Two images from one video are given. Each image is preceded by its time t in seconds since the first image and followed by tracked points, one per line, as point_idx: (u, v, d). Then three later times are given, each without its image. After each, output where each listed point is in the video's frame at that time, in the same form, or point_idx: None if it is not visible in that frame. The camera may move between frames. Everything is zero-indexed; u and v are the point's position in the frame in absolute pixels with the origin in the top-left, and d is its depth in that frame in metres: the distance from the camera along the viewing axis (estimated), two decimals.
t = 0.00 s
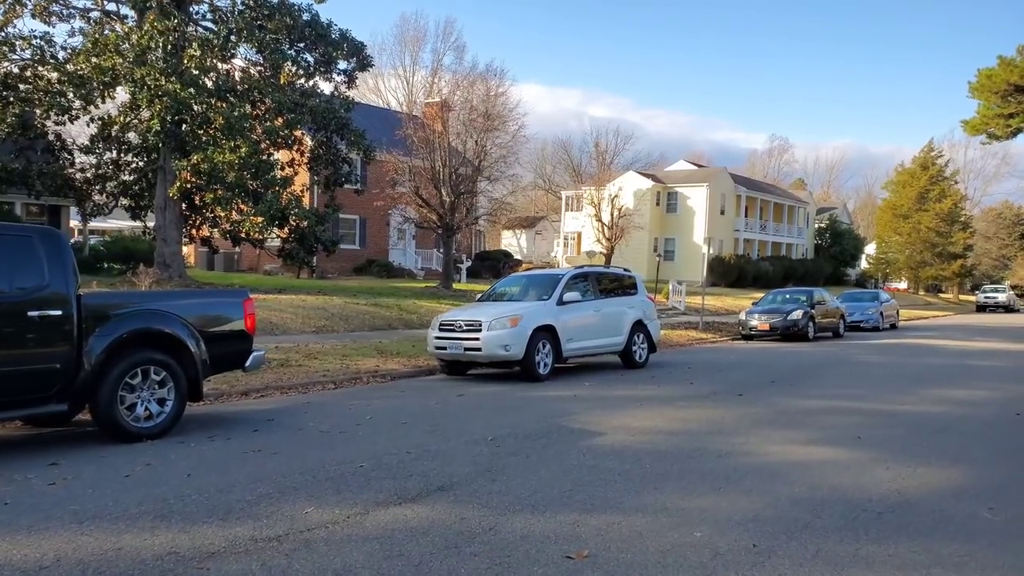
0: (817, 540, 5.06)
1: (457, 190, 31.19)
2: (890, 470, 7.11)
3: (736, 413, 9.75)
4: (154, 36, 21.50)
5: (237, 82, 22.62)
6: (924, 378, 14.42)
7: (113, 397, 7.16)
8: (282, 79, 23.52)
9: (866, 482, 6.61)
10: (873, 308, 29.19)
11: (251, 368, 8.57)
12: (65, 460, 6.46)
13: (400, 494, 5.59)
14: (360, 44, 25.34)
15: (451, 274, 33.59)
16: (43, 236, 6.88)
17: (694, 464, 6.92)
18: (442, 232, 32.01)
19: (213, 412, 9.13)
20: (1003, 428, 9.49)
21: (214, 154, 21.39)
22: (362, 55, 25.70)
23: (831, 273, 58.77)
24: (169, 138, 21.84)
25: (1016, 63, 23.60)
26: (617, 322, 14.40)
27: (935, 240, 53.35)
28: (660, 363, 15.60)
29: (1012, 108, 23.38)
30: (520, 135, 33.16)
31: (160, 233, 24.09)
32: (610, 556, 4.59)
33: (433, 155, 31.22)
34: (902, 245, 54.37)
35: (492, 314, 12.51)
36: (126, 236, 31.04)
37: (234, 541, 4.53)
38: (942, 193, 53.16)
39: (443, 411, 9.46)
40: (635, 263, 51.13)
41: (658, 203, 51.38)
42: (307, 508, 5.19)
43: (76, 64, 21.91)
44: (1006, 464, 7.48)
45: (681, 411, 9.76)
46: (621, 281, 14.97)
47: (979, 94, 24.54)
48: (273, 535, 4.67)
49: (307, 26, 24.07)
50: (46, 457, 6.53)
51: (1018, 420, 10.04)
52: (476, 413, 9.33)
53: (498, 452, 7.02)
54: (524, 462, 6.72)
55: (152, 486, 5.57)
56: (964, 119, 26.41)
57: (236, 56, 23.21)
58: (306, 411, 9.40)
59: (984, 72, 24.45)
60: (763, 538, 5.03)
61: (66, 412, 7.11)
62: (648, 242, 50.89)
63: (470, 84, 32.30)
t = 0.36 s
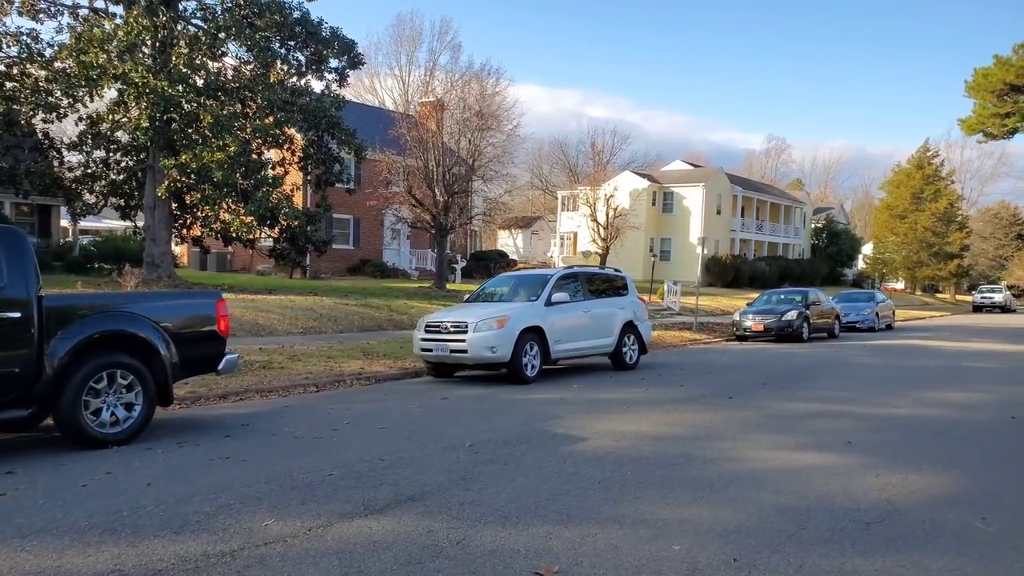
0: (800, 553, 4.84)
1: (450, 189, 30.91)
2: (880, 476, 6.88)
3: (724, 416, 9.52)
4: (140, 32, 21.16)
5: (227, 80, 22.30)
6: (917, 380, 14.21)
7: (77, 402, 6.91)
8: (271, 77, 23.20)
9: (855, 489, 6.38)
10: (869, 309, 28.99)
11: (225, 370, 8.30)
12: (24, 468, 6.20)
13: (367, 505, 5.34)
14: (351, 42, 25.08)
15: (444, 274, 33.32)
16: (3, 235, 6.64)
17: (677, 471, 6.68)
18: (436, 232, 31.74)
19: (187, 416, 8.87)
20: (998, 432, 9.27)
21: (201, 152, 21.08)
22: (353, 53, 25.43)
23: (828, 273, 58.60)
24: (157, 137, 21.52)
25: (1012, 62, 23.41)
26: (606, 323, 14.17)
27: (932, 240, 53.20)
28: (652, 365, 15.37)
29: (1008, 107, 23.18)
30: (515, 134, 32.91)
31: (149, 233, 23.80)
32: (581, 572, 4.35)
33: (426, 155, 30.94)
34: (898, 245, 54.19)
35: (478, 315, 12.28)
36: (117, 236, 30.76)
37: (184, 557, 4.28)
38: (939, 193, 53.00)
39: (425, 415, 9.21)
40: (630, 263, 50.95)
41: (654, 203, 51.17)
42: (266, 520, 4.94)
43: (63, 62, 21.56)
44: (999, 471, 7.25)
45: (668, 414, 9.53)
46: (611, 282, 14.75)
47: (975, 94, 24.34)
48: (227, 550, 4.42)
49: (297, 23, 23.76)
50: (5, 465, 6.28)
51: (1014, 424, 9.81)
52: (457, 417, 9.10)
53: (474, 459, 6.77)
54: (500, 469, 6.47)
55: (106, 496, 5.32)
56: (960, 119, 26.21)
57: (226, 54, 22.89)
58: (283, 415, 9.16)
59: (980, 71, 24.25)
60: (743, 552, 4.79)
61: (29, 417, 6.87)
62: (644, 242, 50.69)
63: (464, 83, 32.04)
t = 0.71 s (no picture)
0: (786, 563, 4.58)
1: (445, 188, 30.58)
2: (873, 480, 6.61)
3: (715, 418, 9.26)
4: (128, 28, 20.75)
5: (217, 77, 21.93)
6: (914, 380, 13.96)
7: (39, 404, 6.65)
8: (261, 74, 22.82)
9: (847, 495, 6.11)
10: (866, 308, 28.75)
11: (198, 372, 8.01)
12: None
13: (333, 513, 5.08)
14: (343, 38, 24.79)
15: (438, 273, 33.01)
16: None
17: (662, 476, 6.42)
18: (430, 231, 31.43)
19: (160, 417, 8.59)
20: (996, 433, 9.01)
21: (190, 150, 20.70)
22: (344, 49, 25.13)
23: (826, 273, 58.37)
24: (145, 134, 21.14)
25: (1010, 59, 23.16)
26: (597, 322, 13.91)
27: (930, 240, 52.96)
28: (644, 365, 15.12)
29: (1007, 105, 22.92)
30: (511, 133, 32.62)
31: (139, 231, 23.45)
32: None
33: (420, 153, 30.60)
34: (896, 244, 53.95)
35: (465, 315, 12.01)
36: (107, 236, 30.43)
37: (131, 571, 4.01)
38: (937, 192, 52.78)
39: (407, 416, 8.94)
40: (627, 262, 50.72)
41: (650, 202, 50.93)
42: (224, 529, 4.67)
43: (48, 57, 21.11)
44: (996, 474, 6.99)
45: (657, 416, 9.26)
46: (603, 280, 14.48)
47: (974, 91, 24.08)
48: (177, 563, 4.15)
49: (288, 19, 23.44)
50: None
51: (1012, 426, 9.56)
52: (441, 418, 8.83)
53: (452, 464, 6.50)
54: (478, 474, 6.21)
55: (57, 504, 5.05)
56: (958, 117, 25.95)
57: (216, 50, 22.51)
58: (260, 416, 8.89)
59: (979, 68, 23.99)
60: (726, 562, 4.53)
61: None
62: (641, 242, 50.45)
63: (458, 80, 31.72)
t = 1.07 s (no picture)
0: None
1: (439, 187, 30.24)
2: (866, 491, 6.34)
3: (705, 423, 8.99)
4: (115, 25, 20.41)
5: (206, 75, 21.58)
6: (910, 383, 13.69)
7: None
8: (250, 73, 22.46)
9: (837, 507, 5.84)
10: (864, 309, 28.48)
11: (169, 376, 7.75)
12: None
13: (293, 529, 4.81)
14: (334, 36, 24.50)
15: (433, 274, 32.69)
16: None
17: (645, 487, 6.15)
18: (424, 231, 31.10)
19: (131, 424, 8.32)
20: (993, 440, 8.74)
21: (178, 149, 20.33)
22: (335, 47, 24.83)
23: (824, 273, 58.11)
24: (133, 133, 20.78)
25: (1009, 57, 22.88)
26: (588, 325, 13.63)
27: (928, 240, 52.72)
28: (636, 367, 14.85)
29: (1005, 104, 22.63)
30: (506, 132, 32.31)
31: (128, 232, 23.10)
32: None
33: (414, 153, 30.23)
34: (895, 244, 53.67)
35: (451, 317, 11.73)
36: (98, 236, 30.10)
37: None
38: (935, 192, 52.53)
39: (386, 422, 8.66)
40: (624, 263, 50.47)
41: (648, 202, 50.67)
42: (174, 549, 4.40)
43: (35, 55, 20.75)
44: (994, 484, 6.72)
45: (645, 421, 8.99)
46: (594, 282, 14.21)
47: (972, 90, 23.79)
48: None
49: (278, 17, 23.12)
50: None
51: (1011, 431, 9.29)
52: (421, 424, 8.55)
53: (426, 475, 6.23)
54: (453, 485, 5.93)
55: (1, 520, 4.78)
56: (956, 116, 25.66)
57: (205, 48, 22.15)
58: (235, 422, 8.60)
59: (977, 67, 23.70)
60: None
61: None
62: (638, 242, 50.19)
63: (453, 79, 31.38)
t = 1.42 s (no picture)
0: None
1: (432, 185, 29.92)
2: (857, 497, 6.06)
3: (693, 425, 8.71)
4: (99, 20, 20.02)
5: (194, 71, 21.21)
6: (906, 383, 13.43)
7: None
8: (238, 69, 22.04)
9: (827, 514, 5.57)
10: (860, 308, 28.23)
11: (138, 376, 7.47)
12: None
13: (248, 539, 4.53)
14: (324, 32, 24.23)
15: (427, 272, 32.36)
16: None
17: (626, 492, 5.87)
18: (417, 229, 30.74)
19: (99, 426, 8.03)
20: (989, 442, 8.47)
21: (165, 145, 19.93)
22: (325, 43, 24.52)
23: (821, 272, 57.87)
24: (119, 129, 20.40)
25: (1007, 54, 22.61)
26: (577, 324, 13.35)
27: (926, 239, 52.49)
28: (627, 367, 14.57)
29: (1003, 101, 22.37)
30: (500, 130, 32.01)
31: (116, 230, 22.73)
32: None
33: (408, 151, 29.82)
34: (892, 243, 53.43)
35: (436, 315, 11.44)
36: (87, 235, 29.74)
37: None
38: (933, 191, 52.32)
39: (363, 424, 8.38)
40: (620, 261, 50.18)
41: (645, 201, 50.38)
42: (116, 562, 4.11)
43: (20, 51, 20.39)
44: (990, 489, 6.46)
45: (631, 422, 8.71)
46: (584, 280, 13.93)
47: (969, 88, 23.52)
48: None
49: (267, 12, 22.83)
50: None
51: (1009, 433, 9.02)
52: (400, 426, 8.27)
53: (397, 479, 5.95)
54: (423, 491, 5.65)
55: None
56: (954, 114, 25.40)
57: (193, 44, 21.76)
58: (208, 424, 8.31)
59: (974, 64, 23.43)
60: None
61: None
62: (634, 240, 49.92)
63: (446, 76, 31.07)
